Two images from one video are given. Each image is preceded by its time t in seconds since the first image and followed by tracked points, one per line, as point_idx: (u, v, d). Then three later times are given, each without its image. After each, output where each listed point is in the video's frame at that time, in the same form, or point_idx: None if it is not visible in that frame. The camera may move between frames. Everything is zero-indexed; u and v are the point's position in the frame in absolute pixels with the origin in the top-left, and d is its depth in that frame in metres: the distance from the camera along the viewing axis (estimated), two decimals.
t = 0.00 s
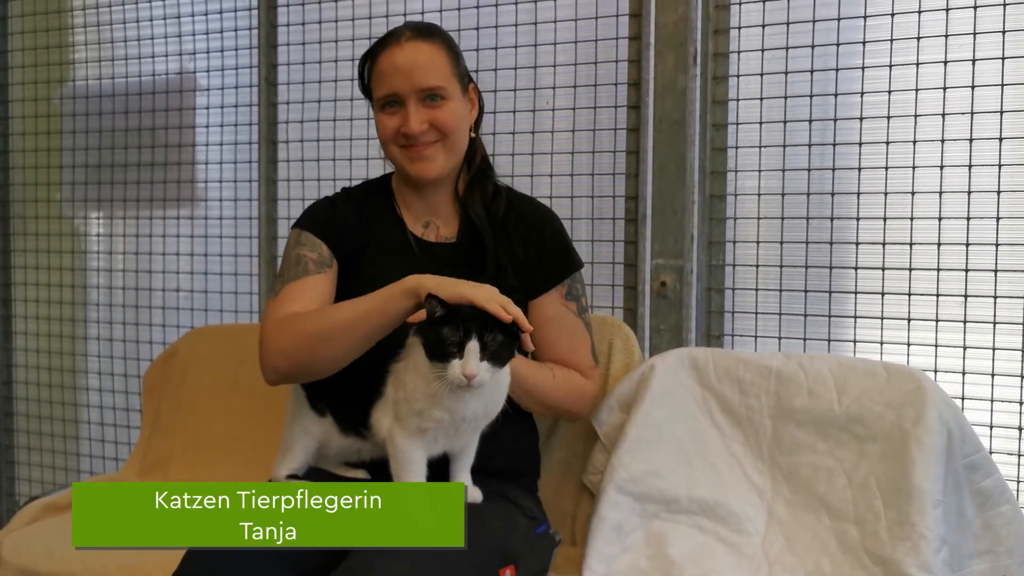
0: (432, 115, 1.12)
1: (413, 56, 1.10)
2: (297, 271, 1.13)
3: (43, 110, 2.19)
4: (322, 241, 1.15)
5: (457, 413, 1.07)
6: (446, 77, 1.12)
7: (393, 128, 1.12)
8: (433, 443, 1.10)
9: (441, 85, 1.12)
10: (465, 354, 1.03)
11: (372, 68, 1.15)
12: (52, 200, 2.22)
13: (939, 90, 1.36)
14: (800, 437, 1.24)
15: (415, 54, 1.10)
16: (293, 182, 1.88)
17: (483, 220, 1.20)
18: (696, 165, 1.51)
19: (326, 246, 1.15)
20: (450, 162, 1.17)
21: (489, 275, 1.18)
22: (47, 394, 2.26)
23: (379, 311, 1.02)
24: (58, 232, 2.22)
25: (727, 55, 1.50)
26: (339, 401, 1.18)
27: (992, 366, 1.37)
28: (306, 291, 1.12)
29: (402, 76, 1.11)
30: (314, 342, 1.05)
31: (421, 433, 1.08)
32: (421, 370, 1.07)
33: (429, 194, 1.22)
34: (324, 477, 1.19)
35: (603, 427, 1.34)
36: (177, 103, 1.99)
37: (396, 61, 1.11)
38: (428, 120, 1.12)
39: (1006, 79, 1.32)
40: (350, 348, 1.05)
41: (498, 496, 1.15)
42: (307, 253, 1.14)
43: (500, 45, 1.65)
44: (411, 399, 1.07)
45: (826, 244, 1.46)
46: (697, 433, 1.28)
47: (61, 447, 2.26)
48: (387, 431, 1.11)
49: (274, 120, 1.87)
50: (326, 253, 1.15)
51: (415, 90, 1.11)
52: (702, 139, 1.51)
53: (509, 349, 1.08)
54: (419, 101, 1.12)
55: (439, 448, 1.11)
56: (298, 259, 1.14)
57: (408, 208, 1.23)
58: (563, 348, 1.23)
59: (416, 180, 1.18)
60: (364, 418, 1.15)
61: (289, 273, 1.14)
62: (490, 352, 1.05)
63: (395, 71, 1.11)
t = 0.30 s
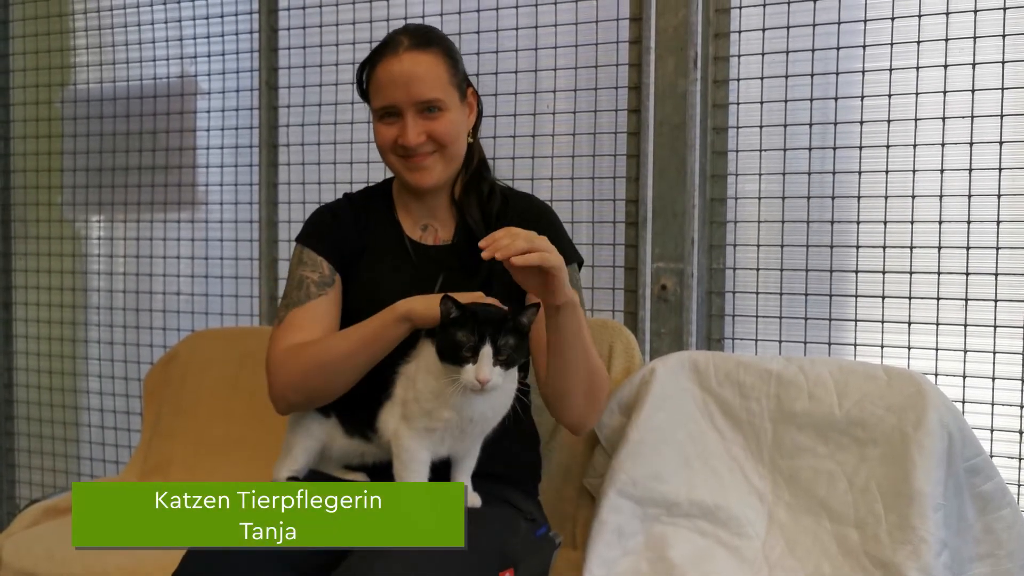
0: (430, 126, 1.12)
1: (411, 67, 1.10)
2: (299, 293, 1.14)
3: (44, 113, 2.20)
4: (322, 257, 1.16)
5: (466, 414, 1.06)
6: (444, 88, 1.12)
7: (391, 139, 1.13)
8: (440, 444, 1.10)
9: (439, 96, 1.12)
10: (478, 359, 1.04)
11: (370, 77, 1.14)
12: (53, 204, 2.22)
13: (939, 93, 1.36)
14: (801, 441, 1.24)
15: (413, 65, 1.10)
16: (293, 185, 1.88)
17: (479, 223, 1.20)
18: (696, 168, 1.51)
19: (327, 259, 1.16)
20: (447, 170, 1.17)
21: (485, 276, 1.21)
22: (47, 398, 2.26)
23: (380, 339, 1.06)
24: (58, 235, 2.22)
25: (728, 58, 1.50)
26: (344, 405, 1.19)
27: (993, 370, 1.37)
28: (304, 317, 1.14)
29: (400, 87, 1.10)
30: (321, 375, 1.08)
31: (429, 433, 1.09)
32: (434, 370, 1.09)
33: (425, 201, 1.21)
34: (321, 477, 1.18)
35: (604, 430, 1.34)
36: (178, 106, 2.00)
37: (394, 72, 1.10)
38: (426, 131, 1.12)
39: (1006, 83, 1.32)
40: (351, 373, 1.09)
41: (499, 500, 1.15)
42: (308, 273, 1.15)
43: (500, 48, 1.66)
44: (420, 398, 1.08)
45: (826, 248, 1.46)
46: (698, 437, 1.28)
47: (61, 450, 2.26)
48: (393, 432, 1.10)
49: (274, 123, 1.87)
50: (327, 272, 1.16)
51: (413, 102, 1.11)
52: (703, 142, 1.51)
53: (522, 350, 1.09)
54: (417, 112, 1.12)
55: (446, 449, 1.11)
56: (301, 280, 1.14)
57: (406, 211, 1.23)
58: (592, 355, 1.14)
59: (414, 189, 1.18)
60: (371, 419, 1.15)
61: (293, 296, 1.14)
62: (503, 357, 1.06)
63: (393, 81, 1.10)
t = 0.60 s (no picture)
0: (425, 124, 1.12)
1: (404, 66, 1.10)
2: (290, 299, 1.17)
3: (45, 113, 2.20)
4: (314, 263, 1.17)
5: (462, 408, 1.06)
6: (438, 86, 1.12)
7: (387, 138, 1.13)
8: (437, 444, 1.10)
9: (434, 93, 1.12)
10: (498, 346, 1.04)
11: (365, 77, 1.15)
12: (54, 204, 2.22)
13: (940, 94, 1.36)
14: (801, 441, 1.24)
15: (406, 64, 1.10)
16: (294, 185, 1.88)
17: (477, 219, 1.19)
18: (697, 169, 1.51)
19: (320, 265, 1.17)
20: (445, 168, 1.17)
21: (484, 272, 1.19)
22: (48, 398, 2.26)
23: (364, 342, 1.08)
24: (59, 235, 2.22)
25: (729, 59, 1.50)
26: (341, 406, 1.19)
27: (993, 371, 1.37)
28: (296, 318, 1.17)
29: (395, 87, 1.11)
30: (303, 379, 1.11)
31: (426, 433, 1.08)
32: (423, 369, 1.09)
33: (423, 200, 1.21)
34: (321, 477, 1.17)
35: (605, 431, 1.34)
36: (178, 106, 2.00)
37: (387, 71, 1.11)
38: (421, 129, 1.12)
39: (1007, 84, 1.32)
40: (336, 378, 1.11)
41: (499, 500, 1.15)
42: (300, 278, 1.17)
43: (501, 49, 1.66)
44: (414, 398, 1.08)
45: (827, 248, 1.46)
46: (699, 437, 1.28)
47: (62, 451, 2.26)
48: (390, 432, 1.11)
49: (275, 123, 1.87)
50: (317, 278, 1.17)
51: (408, 100, 1.11)
52: (704, 142, 1.51)
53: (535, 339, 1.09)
54: (412, 110, 1.12)
55: (443, 448, 1.11)
56: (292, 285, 1.17)
57: (406, 212, 1.23)
58: (590, 355, 1.17)
59: (412, 187, 1.18)
60: (366, 420, 1.15)
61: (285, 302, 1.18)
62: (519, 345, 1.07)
63: (387, 81, 1.11)
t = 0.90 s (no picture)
0: (452, 134, 1.13)
1: (438, 76, 1.09)
2: (278, 304, 1.20)
3: (45, 112, 2.20)
4: (302, 268, 1.19)
5: (464, 398, 1.05)
6: (463, 96, 1.13)
7: (413, 145, 1.12)
8: (439, 439, 1.10)
9: (462, 104, 1.12)
10: (504, 322, 1.02)
11: (386, 81, 1.12)
12: (53, 202, 2.22)
13: (940, 93, 1.36)
14: (801, 440, 1.24)
15: (439, 74, 1.10)
16: (293, 184, 1.88)
17: (477, 216, 1.20)
18: (697, 168, 1.51)
19: (308, 270, 1.19)
20: (459, 174, 1.18)
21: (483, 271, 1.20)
22: (48, 397, 2.26)
23: (339, 349, 1.09)
24: (59, 233, 2.22)
25: (728, 57, 1.50)
26: (338, 405, 1.18)
27: (993, 370, 1.36)
28: (283, 321, 1.19)
29: (429, 96, 1.10)
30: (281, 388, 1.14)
31: (428, 427, 1.08)
32: (421, 363, 1.06)
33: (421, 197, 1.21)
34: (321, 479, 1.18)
35: (604, 429, 1.34)
36: (178, 105, 2.00)
37: (420, 80, 1.09)
38: (448, 139, 1.13)
39: (1007, 83, 1.32)
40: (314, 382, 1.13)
41: (499, 500, 1.15)
42: (289, 284, 1.19)
43: (501, 47, 1.66)
44: (414, 394, 1.07)
45: (827, 247, 1.46)
46: (698, 436, 1.28)
47: (61, 449, 2.26)
48: (392, 429, 1.10)
49: (274, 122, 1.86)
50: (306, 283, 1.19)
51: (439, 110, 1.11)
52: (704, 141, 1.51)
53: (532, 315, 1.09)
54: (441, 120, 1.12)
55: (445, 443, 1.10)
56: (281, 291, 1.20)
57: (403, 211, 1.23)
58: (574, 358, 1.22)
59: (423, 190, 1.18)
60: (364, 418, 1.15)
61: (272, 307, 1.20)
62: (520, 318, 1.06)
63: (420, 89, 1.09)
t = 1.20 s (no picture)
0: (483, 148, 1.13)
1: (496, 91, 1.09)
2: (271, 297, 1.21)
3: (45, 111, 2.20)
4: (296, 262, 1.20)
5: (474, 391, 1.06)
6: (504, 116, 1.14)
7: (443, 146, 1.11)
8: (445, 434, 1.10)
9: (501, 122, 1.13)
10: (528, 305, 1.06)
11: (441, 75, 1.10)
12: (54, 201, 2.22)
13: (941, 92, 1.35)
14: (801, 440, 1.24)
15: (497, 90, 1.09)
16: (294, 183, 1.88)
17: (481, 218, 1.20)
18: (698, 167, 1.51)
19: (303, 265, 1.19)
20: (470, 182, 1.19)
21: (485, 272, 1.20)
22: (48, 395, 2.26)
23: (316, 338, 1.10)
24: (59, 231, 2.22)
25: (730, 56, 1.50)
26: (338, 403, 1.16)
27: (994, 370, 1.36)
28: (272, 314, 1.21)
29: (481, 107, 1.09)
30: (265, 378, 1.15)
31: (434, 423, 1.08)
32: (428, 358, 1.06)
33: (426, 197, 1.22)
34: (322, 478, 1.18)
35: (604, 428, 1.33)
36: (178, 104, 2.00)
37: (479, 89, 1.08)
38: (479, 151, 1.13)
39: (1008, 82, 1.32)
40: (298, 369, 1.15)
41: (500, 499, 1.15)
42: (282, 278, 1.20)
43: (502, 46, 1.66)
44: (420, 389, 1.06)
45: (828, 246, 1.46)
46: (698, 436, 1.28)
47: (62, 448, 2.26)
48: (396, 426, 1.10)
49: (275, 121, 1.86)
50: (299, 278, 1.20)
51: (484, 123, 1.11)
52: (704, 140, 1.51)
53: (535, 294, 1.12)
54: (479, 131, 1.12)
55: (450, 439, 1.11)
56: (275, 285, 1.21)
57: (404, 210, 1.23)
58: (580, 356, 1.25)
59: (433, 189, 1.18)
60: (367, 414, 1.14)
61: (264, 302, 1.22)
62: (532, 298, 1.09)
63: (475, 96, 1.08)
